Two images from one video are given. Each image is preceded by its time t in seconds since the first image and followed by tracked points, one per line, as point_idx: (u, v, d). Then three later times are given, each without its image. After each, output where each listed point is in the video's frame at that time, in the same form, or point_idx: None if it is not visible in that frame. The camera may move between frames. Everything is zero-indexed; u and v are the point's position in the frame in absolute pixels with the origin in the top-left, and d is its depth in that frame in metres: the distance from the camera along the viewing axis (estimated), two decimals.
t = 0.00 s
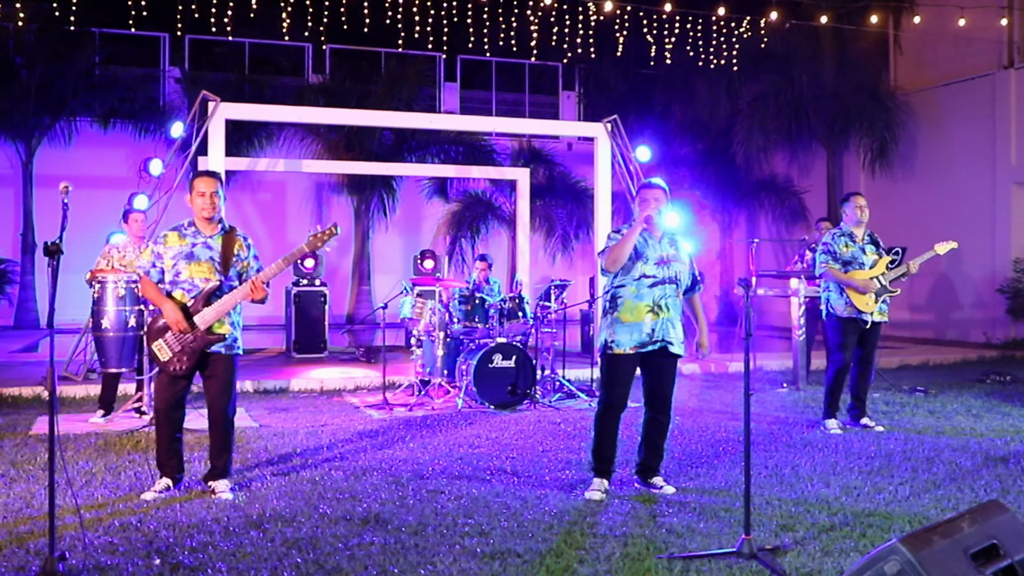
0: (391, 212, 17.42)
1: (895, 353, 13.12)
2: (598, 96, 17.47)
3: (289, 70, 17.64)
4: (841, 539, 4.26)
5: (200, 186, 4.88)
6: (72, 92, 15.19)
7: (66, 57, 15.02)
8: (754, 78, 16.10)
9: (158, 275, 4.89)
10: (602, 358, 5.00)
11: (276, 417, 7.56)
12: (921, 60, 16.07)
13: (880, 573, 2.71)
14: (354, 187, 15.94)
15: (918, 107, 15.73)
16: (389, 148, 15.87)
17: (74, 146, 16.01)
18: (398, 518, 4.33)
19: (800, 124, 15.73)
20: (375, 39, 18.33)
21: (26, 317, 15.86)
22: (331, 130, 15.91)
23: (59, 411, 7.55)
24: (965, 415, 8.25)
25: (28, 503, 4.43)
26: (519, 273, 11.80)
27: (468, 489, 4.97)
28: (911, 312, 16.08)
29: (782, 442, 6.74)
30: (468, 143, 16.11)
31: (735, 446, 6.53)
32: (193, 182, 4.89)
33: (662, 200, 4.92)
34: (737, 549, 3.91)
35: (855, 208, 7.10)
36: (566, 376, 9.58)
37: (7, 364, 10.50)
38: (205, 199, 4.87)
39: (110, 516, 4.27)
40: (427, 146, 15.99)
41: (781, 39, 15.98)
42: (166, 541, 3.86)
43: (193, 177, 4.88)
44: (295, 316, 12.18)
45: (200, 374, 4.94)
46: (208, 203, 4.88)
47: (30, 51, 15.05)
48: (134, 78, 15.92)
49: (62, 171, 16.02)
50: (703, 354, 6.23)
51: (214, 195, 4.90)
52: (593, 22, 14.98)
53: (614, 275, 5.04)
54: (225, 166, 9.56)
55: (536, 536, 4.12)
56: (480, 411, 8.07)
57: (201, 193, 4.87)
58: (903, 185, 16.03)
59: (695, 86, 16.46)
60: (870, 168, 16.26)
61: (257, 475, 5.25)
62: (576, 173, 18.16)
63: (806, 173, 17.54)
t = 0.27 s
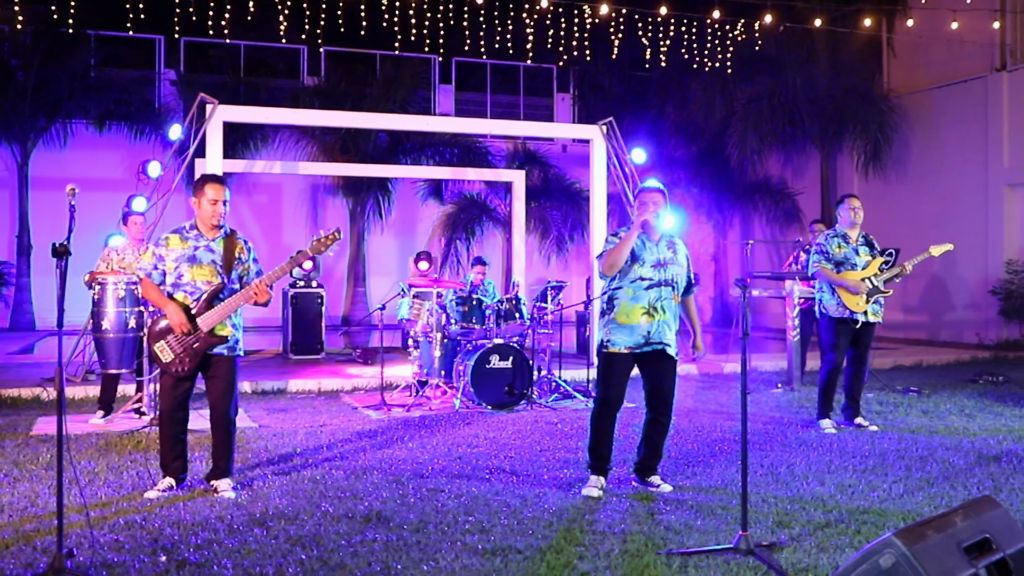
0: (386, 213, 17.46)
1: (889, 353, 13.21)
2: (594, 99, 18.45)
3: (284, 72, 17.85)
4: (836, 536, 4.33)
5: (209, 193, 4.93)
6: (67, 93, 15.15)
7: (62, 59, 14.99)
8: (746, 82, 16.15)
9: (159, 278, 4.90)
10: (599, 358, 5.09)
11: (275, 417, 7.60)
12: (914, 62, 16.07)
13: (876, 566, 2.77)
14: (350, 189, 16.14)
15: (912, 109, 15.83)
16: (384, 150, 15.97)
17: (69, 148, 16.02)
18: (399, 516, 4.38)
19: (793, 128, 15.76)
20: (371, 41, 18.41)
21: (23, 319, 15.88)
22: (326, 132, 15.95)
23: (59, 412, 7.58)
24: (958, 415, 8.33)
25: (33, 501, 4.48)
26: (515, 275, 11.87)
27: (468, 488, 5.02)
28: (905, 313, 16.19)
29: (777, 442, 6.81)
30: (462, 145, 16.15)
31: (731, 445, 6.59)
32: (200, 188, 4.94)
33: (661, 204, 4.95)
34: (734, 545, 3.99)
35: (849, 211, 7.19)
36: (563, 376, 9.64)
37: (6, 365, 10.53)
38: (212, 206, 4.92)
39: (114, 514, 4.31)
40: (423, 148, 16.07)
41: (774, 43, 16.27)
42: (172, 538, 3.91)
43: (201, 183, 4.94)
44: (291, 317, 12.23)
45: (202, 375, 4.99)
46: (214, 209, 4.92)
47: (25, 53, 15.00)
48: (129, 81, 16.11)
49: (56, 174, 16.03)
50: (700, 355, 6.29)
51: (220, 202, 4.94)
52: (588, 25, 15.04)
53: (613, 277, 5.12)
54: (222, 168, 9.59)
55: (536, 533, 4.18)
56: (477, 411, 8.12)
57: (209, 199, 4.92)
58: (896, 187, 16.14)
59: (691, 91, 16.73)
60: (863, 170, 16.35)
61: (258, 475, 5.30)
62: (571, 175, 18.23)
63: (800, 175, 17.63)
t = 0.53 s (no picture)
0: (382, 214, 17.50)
1: (884, 353, 13.29)
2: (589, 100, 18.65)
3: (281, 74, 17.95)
4: (832, 530, 4.39)
5: (210, 194, 4.99)
6: (64, 95, 15.13)
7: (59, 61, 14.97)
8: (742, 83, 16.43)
9: (159, 276, 4.97)
10: (591, 355, 5.15)
11: (275, 417, 7.64)
12: (908, 64, 16.22)
13: (871, 556, 2.83)
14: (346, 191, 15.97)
15: (905, 111, 15.92)
16: (381, 151, 16.04)
17: (66, 150, 16.08)
18: (402, 512, 4.43)
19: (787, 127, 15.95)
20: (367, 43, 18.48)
21: (19, 320, 15.89)
22: (323, 134, 15.99)
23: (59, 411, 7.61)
24: (952, 413, 8.41)
25: (39, 499, 4.53)
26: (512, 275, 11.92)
27: (469, 485, 5.08)
28: (898, 313, 16.28)
29: (774, 439, 6.88)
30: (459, 147, 16.19)
31: (728, 443, 6.66)
32: (201, 189, 5.00)
33: (649, 202, 5.02)
34: (732, 539, 4.07)
35: (842, 211, 7.28)
36: (560, 376, 9.70)
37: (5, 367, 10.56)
38: (213, 206, 4.98)
39: (120, 511, 4.36)
40: (419, 150, 16.12)
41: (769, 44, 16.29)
42: (178, 534, 3.96)
43: (202, 183, 5.00)
44: (289, 318, 12.28)
45: (201, 372, 5.03)
46: (214, 210, 4.99)
47: (22, 55, 14.94)
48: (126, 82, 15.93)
49: (53, 175, 16.09)
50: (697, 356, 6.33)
51: (220, 203, 5.01)
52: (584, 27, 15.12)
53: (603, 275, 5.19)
54: (221, 170, 9.63)
55: (537, 528, 4.24)
56: (476, 411, 8.17)
57: (210, 200, 4.98)
58: (890, 188, 16.25)
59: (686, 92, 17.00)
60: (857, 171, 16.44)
61: (261, 472, 5.35)
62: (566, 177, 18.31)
63: (794, 176, 17.72)
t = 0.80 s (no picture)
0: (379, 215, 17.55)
1: (878, 353, 13.37)
2: (585, 102, 18.82)
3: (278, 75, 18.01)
4: (827, 524, 4.47)
5: (200, 195, 5.02)
6: (61, 96, 15.10)
7: (56, 62, 14.92)
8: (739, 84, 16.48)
9: (150, 277, 5.01)
10: (575, 359, 5.22)
11: (275, 415, 7.69)
12: (901, 66, 16.33)
13: (866, 545, 2.90)
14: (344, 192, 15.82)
15: (899, 113, 16.02)
16: (376, 152, 16.00)
17: (64, 150, 16.15)
18: (404, 507, 4.50)
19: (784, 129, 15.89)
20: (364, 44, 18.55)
21: (16, 321, 15.89)
22: (319, 134, 16.02)
23: (60, 410, 7.65)
24: (945, 411, 8.50)
25: (45, 495, 4.58)
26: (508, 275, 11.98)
27: (469, 481, 5.14)
28: (892, 313, 16.37)
29: (770, 437, 6.96)
30: (455, 148, 16.27)
31: (725, 440, 6.74)
32: (191, 189, 5.03)
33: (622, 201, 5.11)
34: (729, 533, 4.14)
35: (829, 210, 7.35)
36: (558, 375, 9.76)
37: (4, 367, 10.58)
38: (203, 207, 5.02)
39: (126, 506, 4.42)
40: (415, 151, 16.17)
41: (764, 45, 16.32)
42: (184, 529, 4.01)
43: (191, 184, 5.04)
44: (287, 318, 12.33)
45: (197, 372, 5.10)
46: (204, 210, 5.03)
47: (19, 56, 14.91)
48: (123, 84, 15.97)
49: (50, 175, 16.17)
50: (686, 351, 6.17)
51: (210, 203, 5.05)
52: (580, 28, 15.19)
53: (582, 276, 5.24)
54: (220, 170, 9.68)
55: (538, 523, 4.30)
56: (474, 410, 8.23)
57: (200, 200, 5.02)
58: (883, 190, 16.36)
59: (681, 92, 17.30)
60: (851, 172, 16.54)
61: (263, 469, 5.41)
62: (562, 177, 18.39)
63: (788, 177, 17.81)
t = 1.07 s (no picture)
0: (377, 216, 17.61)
1: (873, 352, 13.47)
2: (579, 102, 18.81)
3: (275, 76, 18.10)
4: (820, 519, 4.54)
5: (188, 196, 5.07)
6: (58, 97, 15.12)
7: (53, 63, 14.92)
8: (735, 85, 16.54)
9: (141, 278, 5.09)
10: (556, 361, 5.27)
11: (275, 414, 7.75)
12: (896, 68, 16.44)
13: (858, 537, 2.97)
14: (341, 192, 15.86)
15: (893, 114, 16.12)
16: (373, 154, 16.07)
17: (61, 151, 16.19)
18: (405, 503, 4.56)
19: (779, 130, 16.00)
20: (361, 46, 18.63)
21: (13, 321, 15.90)
22: (316, 135, 16.08)
23: (61, 409, 7.69)
24: (939, 410, 8.59)
25: (50, 492, 4.64)
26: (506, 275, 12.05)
27: (468, 478, 5.21)
28: (886, 313, 16.46)
29: (765, 435, 7.04)
30: (451, 149, 16.38)
31: (720, 438, 6.81)
32: (179, 191, 5.07)
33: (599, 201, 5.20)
34: (726, 527, 4.22)
35: (819, 213, 7.40)
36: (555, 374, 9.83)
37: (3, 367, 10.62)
38: (192, 208, 5.07)
39: (130, 503, 4.48)
40: (412, 152, 16.21)
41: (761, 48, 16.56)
42: (189, 524, 4.07)
43: (179, 185, 5.07)
44: (286, 318, 12.39)
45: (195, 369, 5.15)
46: (193, 211, 5.09)
47: (17, 58, 14.93)
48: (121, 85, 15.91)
49: (47, 176, 16.21)
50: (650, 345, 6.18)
51: (198, 204, 5.10)
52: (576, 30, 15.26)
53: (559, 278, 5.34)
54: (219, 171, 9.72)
55: (536, 518, 4.37)
56: (472, 408, 8.29)
57: (188, 201, 5.07)
58: (878, 190, 16.46)
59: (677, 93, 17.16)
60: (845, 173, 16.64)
61: (265, 466, 5.46)
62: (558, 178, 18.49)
63: (784, 178, 17.89)
